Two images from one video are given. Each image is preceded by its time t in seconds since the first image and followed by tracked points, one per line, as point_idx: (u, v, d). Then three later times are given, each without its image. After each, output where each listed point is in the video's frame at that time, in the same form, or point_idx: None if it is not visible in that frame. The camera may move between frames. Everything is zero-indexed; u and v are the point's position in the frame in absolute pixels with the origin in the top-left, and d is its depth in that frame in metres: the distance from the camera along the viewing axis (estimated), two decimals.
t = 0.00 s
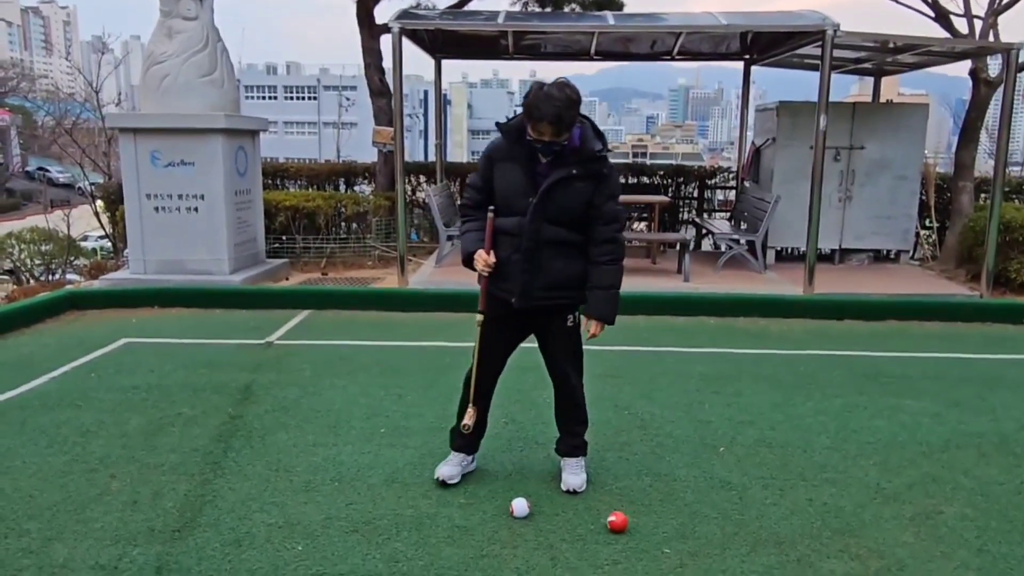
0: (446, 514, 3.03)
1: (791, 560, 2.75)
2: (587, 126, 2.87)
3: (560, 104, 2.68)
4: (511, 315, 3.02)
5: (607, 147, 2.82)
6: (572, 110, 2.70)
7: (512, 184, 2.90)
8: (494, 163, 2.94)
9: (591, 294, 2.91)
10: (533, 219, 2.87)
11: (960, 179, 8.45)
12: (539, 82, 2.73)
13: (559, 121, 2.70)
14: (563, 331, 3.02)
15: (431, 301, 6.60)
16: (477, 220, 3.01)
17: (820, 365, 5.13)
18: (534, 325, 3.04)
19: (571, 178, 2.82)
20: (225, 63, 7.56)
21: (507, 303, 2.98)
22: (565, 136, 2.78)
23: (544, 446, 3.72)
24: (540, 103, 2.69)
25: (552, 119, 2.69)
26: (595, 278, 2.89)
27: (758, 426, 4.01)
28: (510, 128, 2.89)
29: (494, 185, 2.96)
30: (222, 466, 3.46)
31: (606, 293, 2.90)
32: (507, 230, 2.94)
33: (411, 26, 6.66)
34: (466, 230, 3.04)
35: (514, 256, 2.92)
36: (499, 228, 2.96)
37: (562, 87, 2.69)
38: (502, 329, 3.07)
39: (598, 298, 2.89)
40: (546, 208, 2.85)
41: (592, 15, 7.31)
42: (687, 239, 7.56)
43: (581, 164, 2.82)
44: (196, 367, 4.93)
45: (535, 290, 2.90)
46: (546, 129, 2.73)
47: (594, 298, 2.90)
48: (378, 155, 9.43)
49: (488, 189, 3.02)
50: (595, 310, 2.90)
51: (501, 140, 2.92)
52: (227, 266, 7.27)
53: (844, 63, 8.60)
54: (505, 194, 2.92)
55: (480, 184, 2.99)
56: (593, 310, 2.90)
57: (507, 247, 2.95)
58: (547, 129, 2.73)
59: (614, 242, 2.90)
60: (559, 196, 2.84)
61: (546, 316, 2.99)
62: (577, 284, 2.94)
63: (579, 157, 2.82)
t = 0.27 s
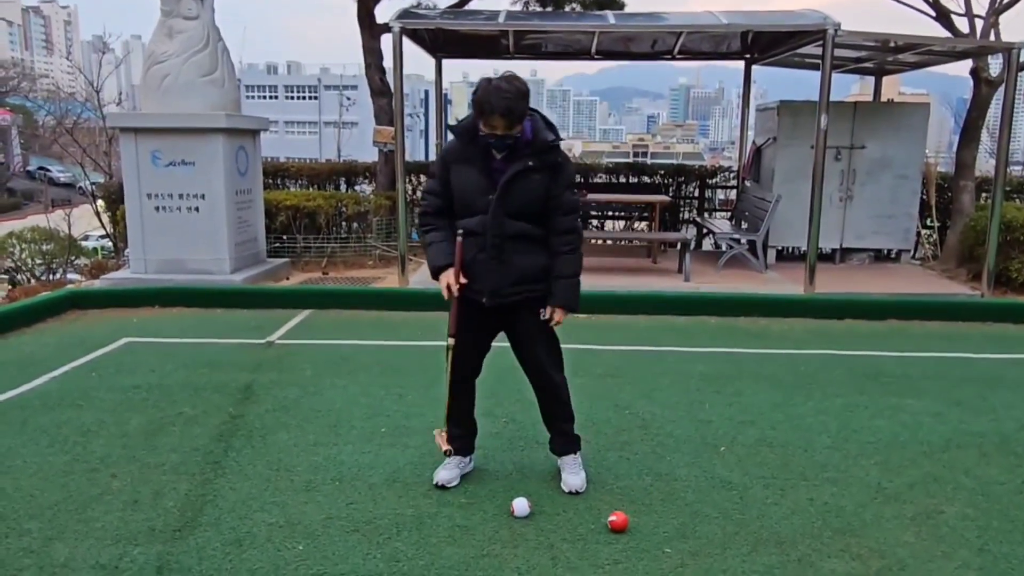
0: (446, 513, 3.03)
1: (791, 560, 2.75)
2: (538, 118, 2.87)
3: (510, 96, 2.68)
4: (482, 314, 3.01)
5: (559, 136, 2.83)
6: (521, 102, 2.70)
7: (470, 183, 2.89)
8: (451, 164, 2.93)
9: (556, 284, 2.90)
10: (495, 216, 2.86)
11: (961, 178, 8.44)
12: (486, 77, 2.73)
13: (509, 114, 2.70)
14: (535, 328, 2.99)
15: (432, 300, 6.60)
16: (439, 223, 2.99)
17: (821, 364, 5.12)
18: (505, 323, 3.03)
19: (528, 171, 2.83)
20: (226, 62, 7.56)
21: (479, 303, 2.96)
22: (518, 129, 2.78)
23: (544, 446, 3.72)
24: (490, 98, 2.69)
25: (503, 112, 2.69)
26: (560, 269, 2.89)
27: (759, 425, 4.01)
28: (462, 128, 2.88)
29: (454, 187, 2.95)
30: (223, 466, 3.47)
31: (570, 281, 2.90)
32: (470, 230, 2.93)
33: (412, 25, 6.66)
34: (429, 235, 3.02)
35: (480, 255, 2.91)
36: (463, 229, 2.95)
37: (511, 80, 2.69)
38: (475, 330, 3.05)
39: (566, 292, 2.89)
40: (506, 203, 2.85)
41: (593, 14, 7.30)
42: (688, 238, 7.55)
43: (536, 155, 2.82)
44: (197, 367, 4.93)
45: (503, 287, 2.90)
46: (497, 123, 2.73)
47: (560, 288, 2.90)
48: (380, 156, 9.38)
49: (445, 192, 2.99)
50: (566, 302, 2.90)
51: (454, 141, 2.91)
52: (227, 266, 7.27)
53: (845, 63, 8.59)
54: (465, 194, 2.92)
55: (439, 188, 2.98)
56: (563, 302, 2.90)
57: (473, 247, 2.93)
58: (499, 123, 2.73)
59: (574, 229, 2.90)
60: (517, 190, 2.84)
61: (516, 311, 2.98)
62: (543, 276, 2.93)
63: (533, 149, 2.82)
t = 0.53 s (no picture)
0: (447, 513, 3.03)
1: (792, 559, 2.75)
2: (498, 112, 2.89)
3: (473, 95, 2.69)
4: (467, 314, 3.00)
5: (523, 127, 2.85)
6: (484, 99, 2.71)
7: (443, 186, 2.88)
8: (419, 171, 2.90)
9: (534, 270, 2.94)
10: (472, 215, 2.87)
11: (962, 178, 8.43)
12: (445, 78, 2.72)
13: (474, 112, 2.70)
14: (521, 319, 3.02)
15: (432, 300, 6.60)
16: (414, 233, 2.95)
17: (822, 364, 5.12)
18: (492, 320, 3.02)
19: (498, 166, 2.83)
20: (226, 62, 7.56)
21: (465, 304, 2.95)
22: (483, 125, 2.79)
23: (545, 446, 3.72)
24: (453, 99, 2.69)
25: (469, 111, 2.70)
26: (534, 250, 2.93)
27: (759, 425, 4.01)
28: (425, 133, 2.85)
29: (425, 192, 2.92)
30: (223, 465, 3.47)
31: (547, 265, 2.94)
32: (448, 232, 2.91)
33: (413, 25, 6.66)
34: (404, 246, 2.96)
35: (462, 256, 2.90)
36: (440, 233, 2.93)
37: (471, 78, 2.69)
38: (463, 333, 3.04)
39: (532, 263, 2.92)
40: (480, 200, 2.86)
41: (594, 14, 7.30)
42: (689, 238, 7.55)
43: (504, 149, 2.84)
44: (198, 367, 4.94)
45: (489, 285, 2.90)
46: (462, 123, 2.73)
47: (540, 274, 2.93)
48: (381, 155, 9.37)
49: (415, 201, 2.94)
50: (533, 277, 2.92)
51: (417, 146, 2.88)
52: (228, 266, 7.27)
53: (846, 62, 8.58)
54: (438, 198, 2.90)
55: (408, 197, 2.94)
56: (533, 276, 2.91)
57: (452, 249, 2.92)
58: (464, 123, 2.73)
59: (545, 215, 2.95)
60: (489, 185, 2.85)
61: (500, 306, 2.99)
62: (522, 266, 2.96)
63: (500, 144, 2.83)
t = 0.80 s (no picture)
0: (447, 513, 3.03)
1: (793, 559, 2.75)
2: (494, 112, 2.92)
3: (482, 92, 2.70)
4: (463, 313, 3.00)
5: (520, 128, 2.90)
6: (491, 98, 2.74)
7: (443, 184, 2.88)
8: (418, 168, 2.89)
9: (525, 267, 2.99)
10: (471, 213, 2.89)
11: (963, 178, 8.43)
12: (451, 75, 2.72)
13: (482, 110, 2.73)
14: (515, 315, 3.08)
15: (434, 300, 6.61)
16: (411, 230, 2.92)
17: (822, 364, 5.13)
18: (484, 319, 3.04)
19: (497, 164, 2.87)
20: (227, 62, 7.56)
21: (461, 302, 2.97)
22: (486, 125, 2.82)
23: (545, 446, 3.72)
24: (462, 96, 2.70)
25: (477, 108, 2.72)
26: (514, 239, 2.94)
27: (760, 425, 4.01)
28: (426, 130, 2.85)
29: (423, 190, 2.90)
30: (224, 465, 3.47)
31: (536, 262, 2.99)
32: (445, 230, 2.92)
33: (413, 25, 6.66)
34: (401, 243, 2.93)
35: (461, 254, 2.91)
36: (438, 231, 2.93)
37: (478, 75, 2.72)
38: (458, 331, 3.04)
39: (508, 248, 2.91)
40: (479, 198, 2.89)
41: (594, 13, 7.29)
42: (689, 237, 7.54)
43: (503, 148, 2.87)
44: (199, 366, 4.94)
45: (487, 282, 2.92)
46: (469, 120, 2.75)
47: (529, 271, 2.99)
48: (380, 154, 9.39)
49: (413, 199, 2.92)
50: (510, 263, 2.91)
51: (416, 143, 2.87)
52: (229, 266, 7.27)
53: (847, 62, 8.58)
54: (437, 195, 2.89)
55: (406, 194, 2.91)
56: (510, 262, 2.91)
57: (449, 247, 2.93)
58: (470, 120, 2.75)
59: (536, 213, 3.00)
60: (488, 183, 2.88)
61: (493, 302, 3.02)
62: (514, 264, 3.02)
63: (500, 142, 2.86)
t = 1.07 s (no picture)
0: (447, 513, 3.03)
1: (793, 559, 2.75)
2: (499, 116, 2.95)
3: (505, 94, 2.72)
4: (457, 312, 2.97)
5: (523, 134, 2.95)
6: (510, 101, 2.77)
7: (450, 182, 2.86)
8: (426, 164, 2.85)
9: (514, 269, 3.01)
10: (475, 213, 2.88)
11: (963, 177, 8.42)
12: (472, 75, 2.73)
13: (501, 111, 2.75)
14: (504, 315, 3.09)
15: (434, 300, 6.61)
16: (417, 226, 2.86)
17: (823, 363, 5.13)
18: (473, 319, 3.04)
19: (503, 167, 2.89)
20: (227, 62, 7.56)
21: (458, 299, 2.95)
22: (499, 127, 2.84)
23: (545, 446, 3.72)
24: (485, 95, 2.71)
25: (499, 109, 2.73)
26: (506, 240, 2.93)
27: (760, 425, 4.01)
28: (438, 128, 2.82)
29: (429, 188, 2.86)
30: (225, 465, 3.47)
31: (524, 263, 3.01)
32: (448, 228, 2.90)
33: (413, 24, 6.67)
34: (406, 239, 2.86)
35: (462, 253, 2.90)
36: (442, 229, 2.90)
37: (498, 78, 2.74)
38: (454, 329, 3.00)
39: (498, 246, 2.90)
40: (484, 198, 2.89)
41: (595, 13, 7.29)
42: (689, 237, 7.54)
43: (509, 151, 2.90)
44: (199, 366, 4.94)
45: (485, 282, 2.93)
46: (488, 120, 2.76)
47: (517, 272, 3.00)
48: (380, 154, 9.40)
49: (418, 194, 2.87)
50: (499, 261, 2.90)
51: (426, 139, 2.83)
52: (229, 265, 7.27)
53: (847, 62, 8.58)
54: (443, 194, 2.87)
55: (412, 189, 2.85)
56: (501, 259, 2.90)
57: (451, 245, 2.91)
58: (489, 120, 2.76)
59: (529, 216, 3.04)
60: (493, 184, 2.89)
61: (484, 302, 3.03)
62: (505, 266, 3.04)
63: (507, 145, 2.89)
